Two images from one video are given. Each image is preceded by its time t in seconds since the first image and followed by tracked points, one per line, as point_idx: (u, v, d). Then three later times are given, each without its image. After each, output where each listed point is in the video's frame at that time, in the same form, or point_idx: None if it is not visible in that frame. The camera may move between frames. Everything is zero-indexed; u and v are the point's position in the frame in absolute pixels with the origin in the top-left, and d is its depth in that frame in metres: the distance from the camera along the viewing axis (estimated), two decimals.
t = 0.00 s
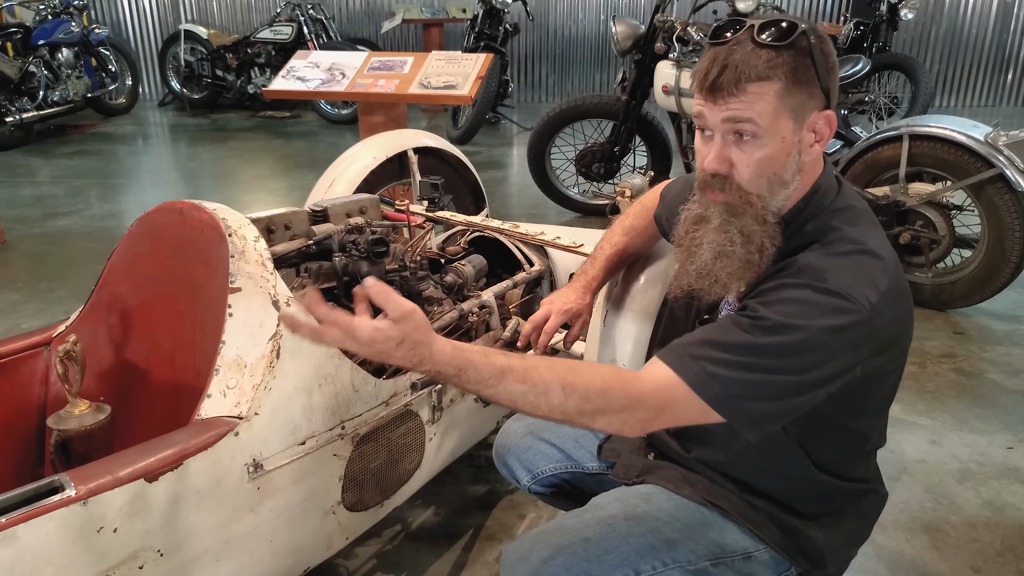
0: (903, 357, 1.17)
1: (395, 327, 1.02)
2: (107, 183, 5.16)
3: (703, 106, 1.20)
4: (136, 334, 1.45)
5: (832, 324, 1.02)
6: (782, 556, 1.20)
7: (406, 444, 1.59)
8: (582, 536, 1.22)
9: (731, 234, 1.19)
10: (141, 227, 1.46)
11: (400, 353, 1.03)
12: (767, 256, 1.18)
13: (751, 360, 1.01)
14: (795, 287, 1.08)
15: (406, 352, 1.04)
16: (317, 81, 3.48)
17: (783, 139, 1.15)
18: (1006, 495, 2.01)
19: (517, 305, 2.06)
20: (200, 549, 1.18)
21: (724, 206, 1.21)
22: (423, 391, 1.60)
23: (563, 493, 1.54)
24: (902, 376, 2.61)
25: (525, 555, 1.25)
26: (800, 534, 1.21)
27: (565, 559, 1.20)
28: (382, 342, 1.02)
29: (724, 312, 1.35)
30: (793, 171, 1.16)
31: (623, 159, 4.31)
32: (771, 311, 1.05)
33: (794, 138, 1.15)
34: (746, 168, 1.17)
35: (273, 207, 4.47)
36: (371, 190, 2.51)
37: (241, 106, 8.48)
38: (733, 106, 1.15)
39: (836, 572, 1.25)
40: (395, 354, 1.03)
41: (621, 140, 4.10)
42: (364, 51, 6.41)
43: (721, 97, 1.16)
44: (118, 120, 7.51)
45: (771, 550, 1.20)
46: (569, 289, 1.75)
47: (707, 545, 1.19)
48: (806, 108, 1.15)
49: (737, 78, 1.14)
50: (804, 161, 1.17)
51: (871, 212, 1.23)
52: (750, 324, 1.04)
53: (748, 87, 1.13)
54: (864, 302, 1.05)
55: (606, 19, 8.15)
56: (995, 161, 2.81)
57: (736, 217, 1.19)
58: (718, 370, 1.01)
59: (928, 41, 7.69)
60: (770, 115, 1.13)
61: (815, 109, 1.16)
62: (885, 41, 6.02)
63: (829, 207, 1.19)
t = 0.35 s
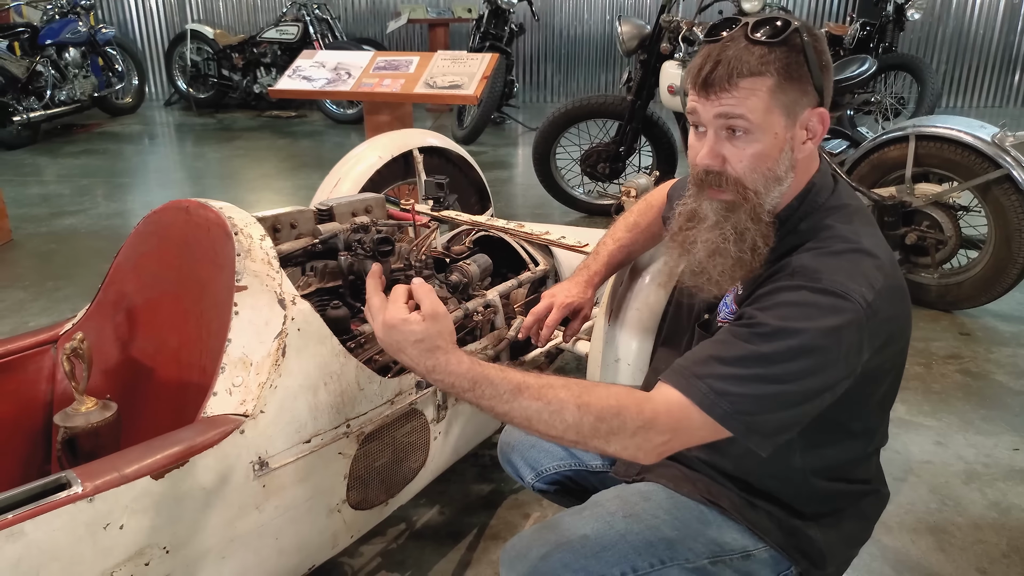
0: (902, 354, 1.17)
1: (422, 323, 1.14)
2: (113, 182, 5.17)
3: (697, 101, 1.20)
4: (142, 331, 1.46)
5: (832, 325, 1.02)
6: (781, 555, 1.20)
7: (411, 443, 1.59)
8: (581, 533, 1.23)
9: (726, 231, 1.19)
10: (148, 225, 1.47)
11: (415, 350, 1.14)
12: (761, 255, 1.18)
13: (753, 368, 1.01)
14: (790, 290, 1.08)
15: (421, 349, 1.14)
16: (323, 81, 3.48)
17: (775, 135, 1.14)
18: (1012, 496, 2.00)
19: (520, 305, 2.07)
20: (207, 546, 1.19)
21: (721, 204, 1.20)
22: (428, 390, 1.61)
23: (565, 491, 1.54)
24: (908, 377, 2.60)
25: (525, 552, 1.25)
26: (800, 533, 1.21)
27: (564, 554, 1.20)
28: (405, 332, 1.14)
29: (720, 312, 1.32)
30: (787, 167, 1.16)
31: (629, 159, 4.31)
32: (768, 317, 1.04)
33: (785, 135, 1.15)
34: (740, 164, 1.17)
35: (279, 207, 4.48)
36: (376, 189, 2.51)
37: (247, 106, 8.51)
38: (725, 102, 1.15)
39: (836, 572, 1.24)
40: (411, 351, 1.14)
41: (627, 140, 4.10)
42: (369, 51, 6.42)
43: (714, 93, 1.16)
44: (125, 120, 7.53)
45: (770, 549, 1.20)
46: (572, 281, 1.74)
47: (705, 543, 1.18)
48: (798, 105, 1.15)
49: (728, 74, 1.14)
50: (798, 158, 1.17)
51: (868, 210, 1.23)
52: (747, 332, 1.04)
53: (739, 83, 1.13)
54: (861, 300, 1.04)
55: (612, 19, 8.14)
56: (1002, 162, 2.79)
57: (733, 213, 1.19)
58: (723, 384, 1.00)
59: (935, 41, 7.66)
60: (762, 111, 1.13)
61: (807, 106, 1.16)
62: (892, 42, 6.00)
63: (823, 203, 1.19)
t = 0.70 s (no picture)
0: (904, 350, 1.16)
1: (441, 326, 1.13)
2: (118, 182, 5.19)
3: (691, 98, 1.21)
4: (146, 331, 1.46)
5: (831, 326, 1.01)
6: (783, 555, 1.19)
7: (414, 444, 1.59)
8: (581, 532, 1.22)
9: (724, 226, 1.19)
10: (152, 226, 1.47)
11: (437, 353, 1.13)
12: (753, 252, 1.18)
13: (757, 376, 1.00)
14: (788, 290, 1.07)
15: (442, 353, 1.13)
16: (327, 81, 3.49)
17: (764, 133, 1.14)
18: (1016, 498, 2.00)
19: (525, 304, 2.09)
20: (210, 547, 1.19)
21: (717, 199, 1.21)
22: (432, 391, 1.60)
23: (567, 491, 1.54)
24: (912, 379, 2.60)
25: (526, 550, 1.25)
26: (801, 532, 1.20)
27: (564, 553, 1.20)
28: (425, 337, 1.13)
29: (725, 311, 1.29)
30: (778, 165, 1.15)
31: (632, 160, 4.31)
32: (765, 320, 1.04)
33: (776, 133, 1.14)
34: (730, 160, 1.17)
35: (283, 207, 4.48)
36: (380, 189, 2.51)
37: (252, 106, 8.52)
38: (716, 98, 1.15)
39: (838, 572, 1.23)
40: (432, 355, 1.13)
41: (631, 140, 4.10)
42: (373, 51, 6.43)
43: (705, 89, 1.17)
44: (129, 120, 7.55)
45: (772, 549, 1.20)
46: (578, 276, 1.72)
47: (707, 542, 1.18)
48: (789, 104, 1.14)
49: (720, 70, 1.14)
50: (790, 157, 1.16)
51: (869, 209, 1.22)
52: (746, 337, 1.04)
53: (730, 80, 1.13)
54: (859, 298, 1.04)
55: (616, 19, 8.13)
56: (1007, 163, 2.78)
57: (728, 208, 1.19)
58: (728, 394, 1.00)
59: (940, 42, 7.63)
60: (752, 109, 1.13)
61: (800, 105, 1.14)
62: (897, 42, 5.99)
63: (825, 204, 1.18)
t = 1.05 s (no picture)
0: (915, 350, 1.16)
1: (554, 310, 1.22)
2: (122, 182, 5.20)
3: (696, 107, 1.20)
4: (151, 331, 1.46)
5: (847, 336, 1.01)
6: (788, 555, 1.19)
7: (417, 444, 1.59)
8: (587, 533, 1.24)
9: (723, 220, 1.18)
10: (157, 225, 1.47)
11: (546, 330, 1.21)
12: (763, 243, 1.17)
13: (776, 392, 1.01)
14: (803, 299, 1.06)
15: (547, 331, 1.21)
16: (331, 81, 3.49)
17: (775, 134, 1.13)
18: (1021, 498, 1.99)
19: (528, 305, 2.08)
20: (214, 545, 1.19)
21: (720, 198, 1.19)
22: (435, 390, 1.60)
23: (571, 491, 1.54)
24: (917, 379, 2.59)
25: (531, 551, 1.26)
26: (807, 532, 1.19)
27: (570, 554, 1.20)
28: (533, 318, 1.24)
29: (734, 317, 1.26)
30: (789, 165, 1.14)
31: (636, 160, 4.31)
32: (780, 331, 1.04)
33: (785, 133, 1.13)
34: (742, 163, 1.15)
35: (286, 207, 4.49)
36: (383, 189, 2.51)
37: (256, 106, 8.54)
38: (722, 105, 1.15)
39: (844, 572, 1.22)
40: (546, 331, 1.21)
41: (634, 140, 4.09)
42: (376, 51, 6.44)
43: (711, 96, 1.16)
44: (133, 119, 7.57)
45: (776, 548, 1.19)
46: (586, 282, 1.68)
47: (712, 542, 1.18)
48: (796, 103, 1.12)
49: (725, 76, 1.14)
50: (800, 156, 1.15)
51: (876, 208, 1.22)
52: (763, 351, 1.03)
53: (736, 85, 1.13)
54: (874, 304, 1.03)
55: (619, 19, 8.13)
56: (1012, 162, 2.77)
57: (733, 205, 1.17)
58: (753, 413, 1.01)
59: (944, 41, 7.61)
60: (760, 111, 1.12)
61: (807, 104, 1.13)
62: (900, 42, 5.97)
63: (833, 204, 1.17)
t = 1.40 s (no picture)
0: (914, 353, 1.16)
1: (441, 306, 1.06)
2: (124, 182, 5.20)
3: (704, 94, 1.18)
4: (151, 330, 1.46)
5: (839, 315, 1.01)
6: (790, 554, 1.19)
7: (416, 443, 1.59)
8: (589, 531, 1.22)
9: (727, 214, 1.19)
10: (157, 224, 1.48)
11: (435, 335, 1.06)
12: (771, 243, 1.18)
13: (763, 360, 1.00)
14: (801, 278, 1.07)
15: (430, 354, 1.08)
16: (332, 81, 3.49)
17: (777, 129, 1.11)
18: (1021, 498, 1.99)
19: (528, 304, 2.06)
20: (213, 543, 1.19)
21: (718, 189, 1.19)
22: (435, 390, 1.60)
23: (572, 489, 1.53)
24: (917, 378, 2.59)
25: (533, 549, 1.25)
26: (809, 532, 1.20)
27: (571, 553, 1.20)
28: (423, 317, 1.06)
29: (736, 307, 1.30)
30: (789, 162, 1.13)
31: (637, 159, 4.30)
32: (776, 304, 1.04)
33: (788, 130, 1.11)
34: (743, 155, 1.13)
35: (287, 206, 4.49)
36: (384, 189, 2.52)
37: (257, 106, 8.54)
38: (729, 94, 1.13)
39: (845, 571, 1.23)
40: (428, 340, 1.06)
41: (636, 140, 4.09)
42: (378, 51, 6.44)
43: (720, 85, 1.15)
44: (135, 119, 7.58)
45: (778, 548, 1.20)
46: (587, 274, 1.73)
47: (714, 541, 1.18)
48: (802, 100, 1.11)
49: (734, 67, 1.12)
50: (801, 154, 1.14)
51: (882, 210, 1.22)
52: (756, 318, 1.03)
53: (742, 76, 1.11)
54: (871, 292, 1.03)
55: (621, 19, 8.12)
56: (1013, 162, 2.76)
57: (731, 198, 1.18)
58: (732, 372, 1.00)
59: (946, 41, 7.59)
60: (765, 105, 1.10)
61: (814, 102, 1.11)
62: (902, 42, 5.96)
63: (839, 202, 1.18)
